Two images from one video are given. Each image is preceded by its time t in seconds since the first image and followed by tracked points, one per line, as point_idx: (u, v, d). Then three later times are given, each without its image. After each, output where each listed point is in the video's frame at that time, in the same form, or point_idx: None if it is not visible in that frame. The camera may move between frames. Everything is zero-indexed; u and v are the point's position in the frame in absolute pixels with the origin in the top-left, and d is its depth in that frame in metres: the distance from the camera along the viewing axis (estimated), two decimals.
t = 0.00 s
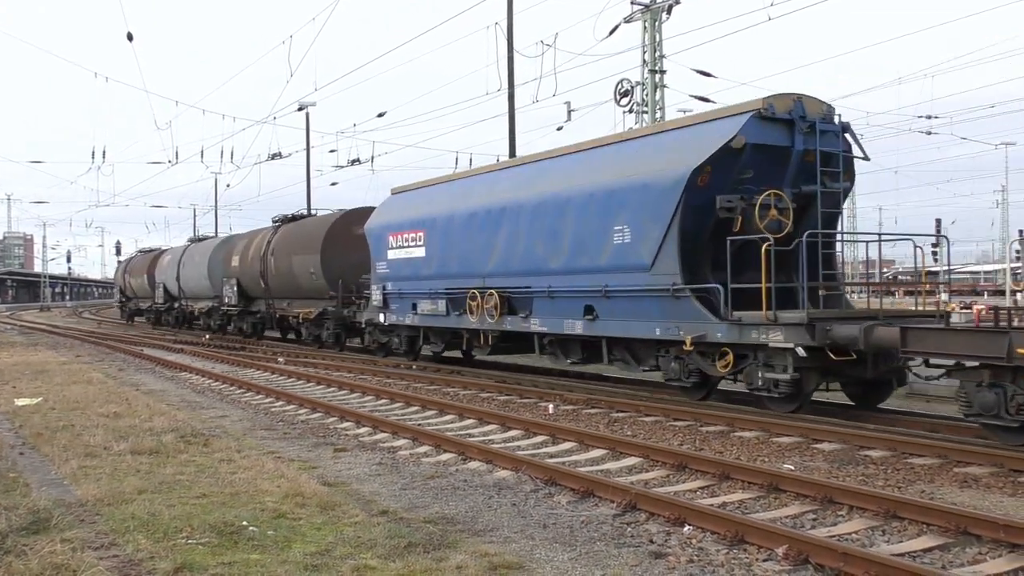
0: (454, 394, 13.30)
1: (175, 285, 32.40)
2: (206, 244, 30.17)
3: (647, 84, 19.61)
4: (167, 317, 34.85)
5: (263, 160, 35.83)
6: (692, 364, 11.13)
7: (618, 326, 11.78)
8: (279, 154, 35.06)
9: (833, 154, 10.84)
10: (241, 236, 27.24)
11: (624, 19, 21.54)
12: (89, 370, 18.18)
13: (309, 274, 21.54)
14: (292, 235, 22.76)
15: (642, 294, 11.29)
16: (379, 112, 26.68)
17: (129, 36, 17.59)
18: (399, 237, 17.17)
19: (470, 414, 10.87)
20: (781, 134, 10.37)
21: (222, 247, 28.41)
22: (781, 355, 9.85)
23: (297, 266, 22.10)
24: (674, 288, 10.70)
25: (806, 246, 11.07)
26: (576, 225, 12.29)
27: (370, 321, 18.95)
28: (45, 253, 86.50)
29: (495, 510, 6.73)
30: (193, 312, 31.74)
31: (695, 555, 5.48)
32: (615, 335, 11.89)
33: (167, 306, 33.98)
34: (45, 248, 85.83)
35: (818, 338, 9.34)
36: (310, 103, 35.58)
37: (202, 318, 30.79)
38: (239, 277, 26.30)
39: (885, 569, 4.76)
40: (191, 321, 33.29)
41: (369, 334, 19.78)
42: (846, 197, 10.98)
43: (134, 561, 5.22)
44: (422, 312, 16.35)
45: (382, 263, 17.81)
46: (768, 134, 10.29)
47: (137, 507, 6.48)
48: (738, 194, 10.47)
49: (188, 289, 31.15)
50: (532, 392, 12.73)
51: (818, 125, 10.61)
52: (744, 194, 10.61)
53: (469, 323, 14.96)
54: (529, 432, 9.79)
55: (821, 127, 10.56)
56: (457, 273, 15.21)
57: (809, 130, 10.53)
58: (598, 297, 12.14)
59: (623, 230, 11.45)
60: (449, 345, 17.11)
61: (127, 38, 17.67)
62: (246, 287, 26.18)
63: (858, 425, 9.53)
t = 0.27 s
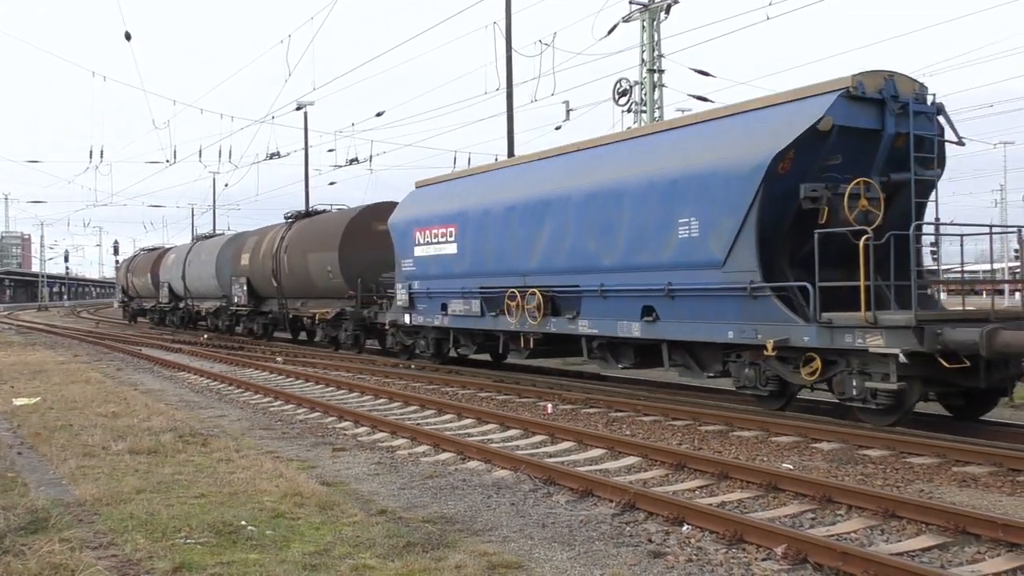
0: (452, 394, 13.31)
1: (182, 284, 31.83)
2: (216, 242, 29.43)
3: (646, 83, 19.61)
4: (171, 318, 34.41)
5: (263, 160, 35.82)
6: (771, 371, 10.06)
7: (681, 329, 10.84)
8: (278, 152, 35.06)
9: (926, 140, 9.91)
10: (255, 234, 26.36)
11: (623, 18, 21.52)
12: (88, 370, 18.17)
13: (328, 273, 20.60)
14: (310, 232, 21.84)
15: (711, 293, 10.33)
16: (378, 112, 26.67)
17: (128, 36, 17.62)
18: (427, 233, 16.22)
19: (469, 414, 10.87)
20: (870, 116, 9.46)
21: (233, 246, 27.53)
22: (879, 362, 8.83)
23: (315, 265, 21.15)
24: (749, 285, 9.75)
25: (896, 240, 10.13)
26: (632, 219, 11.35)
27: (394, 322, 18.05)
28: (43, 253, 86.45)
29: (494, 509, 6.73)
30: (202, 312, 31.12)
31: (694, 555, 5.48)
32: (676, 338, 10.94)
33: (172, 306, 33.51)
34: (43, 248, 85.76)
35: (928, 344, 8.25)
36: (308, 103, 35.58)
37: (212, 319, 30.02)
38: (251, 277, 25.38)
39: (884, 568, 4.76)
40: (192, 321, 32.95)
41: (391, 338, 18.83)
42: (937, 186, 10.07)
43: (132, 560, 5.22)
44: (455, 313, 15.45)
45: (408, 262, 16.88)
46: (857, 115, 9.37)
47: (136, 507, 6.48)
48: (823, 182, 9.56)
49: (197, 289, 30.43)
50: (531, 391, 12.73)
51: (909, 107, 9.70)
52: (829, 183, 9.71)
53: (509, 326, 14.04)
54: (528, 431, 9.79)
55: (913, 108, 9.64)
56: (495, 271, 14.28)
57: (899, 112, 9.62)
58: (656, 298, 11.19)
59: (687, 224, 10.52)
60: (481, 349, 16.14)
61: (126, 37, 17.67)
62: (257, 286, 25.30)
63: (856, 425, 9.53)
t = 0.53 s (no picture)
0: (450, 393, 13.32)
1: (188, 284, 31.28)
2: (224, 240, 28.74)
3: (644, 83, 19.64)
4: (176, 318, 33.96)
5: (262, 159, 35.78)
6: (864, 379, 9.00)
7: (755, 333, 9.78)
8: (276, 151, 35.06)
9: None
10: (266, 230, 25.56)
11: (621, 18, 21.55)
12: (86, 369, 18.15)
13: (348, 271, 19.79)
14: (327, 228, 21.01)
15: (796, 292, 9.24)
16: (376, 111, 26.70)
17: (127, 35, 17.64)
18: (460, 228, 15.21)
19: (467, 413, 10.87)
20: (984, 92, 8.36)
21: (243, 243, 26.76)
22: (1003, 372, 7.74)
23: (333, 262, 20.32)
24: (843, 283, 8.69)
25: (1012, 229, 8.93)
26: (700, 210, 10.32)
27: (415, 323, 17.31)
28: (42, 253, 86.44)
29: (492, 508, 6.73)
30: (209, 312, 30.52)
31: (692, 553, 5.49)
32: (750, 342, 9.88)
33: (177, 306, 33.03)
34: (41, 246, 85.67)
35: None
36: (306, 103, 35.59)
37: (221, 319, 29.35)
38: (264, 276, 24.60)
39: (882, 567, 4.77)
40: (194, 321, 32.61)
41: (416, 340, 17.88)
42: None
43: (130, 560, 5.22)
44: (490, 313, 14.46)
45: (438, 259, 15.90)
46: (969, 92, 8.28)
47: (134, 506, 6.48)
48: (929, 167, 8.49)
49: (205, 289, 29.76)
50: (529, 391, 12.74)
51: None
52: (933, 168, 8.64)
53: (553, 327, 13.02)
54: (526, 430, 9.79)
55: None
56: (539, 268, 13.27)
57: (1015, 88, 8.50)
58: (727, 297, 10.13)
59: (767, 216, 9.48)
60: (516, 352, 15.30)
61: (124, 36, 17.68)
62: (270, 285, 24.60)
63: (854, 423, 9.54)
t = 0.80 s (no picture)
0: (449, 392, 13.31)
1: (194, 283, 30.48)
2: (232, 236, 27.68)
3: (642, 81, 19.62)
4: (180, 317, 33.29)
5: (260, 157, 35.70)
6: (998, 392, 7.77)
7: (860, 337, 8.53)
8: (275, 150, 35.02)
9: None
10: (280, 225, 24.24)
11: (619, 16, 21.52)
12: (84, 368, 18.13)
13: (370, 269, 18.50)
14: (347, 222, 19.73)
15: (910, 291, 8.03)
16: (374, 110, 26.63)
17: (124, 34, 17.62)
18: (499, 222, 13.98)
19: (465, 412, 10.87)
20: None
21: (255, 239, 25.48)
22: None
23: (355, 260, 19.07)
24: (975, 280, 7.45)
25: None
26: (790, 198, 9.12)
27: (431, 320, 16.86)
28: (40, 251, 86.46)
29: (490, 507, 6.73)
30: (217, 312, 29.63)
31: (690, 553, 5.49)
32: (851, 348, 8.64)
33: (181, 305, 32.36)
34: (39, 244, 85.50)
35: None
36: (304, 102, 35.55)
37: (231, 318, 28.34)
38: (279, 275, 23.28)
39: (880, 566, 4.77)
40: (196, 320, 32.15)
41: (446, 342, 16.69)
42: None
43: (128, 559, 5.21)
44: (534, 313, 13.28)
45: (473, 256, 14.65)
46: None
47: (132, 506, 6.47)
48: None
49: (213, 288, 28.77)
50: (527, 390, 12.74)
51: None
52: None
53: (608, 329, 11.79)
54: (524, 429, 9.79)
55: None
56: (592, 265, 12.03)
57: None
58: (824, 296, 8.88)
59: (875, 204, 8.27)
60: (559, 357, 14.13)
61: (122, 36, 17.69)
62: (284, 284, 23.40)
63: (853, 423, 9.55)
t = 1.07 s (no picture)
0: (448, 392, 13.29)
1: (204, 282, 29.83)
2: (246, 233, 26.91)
3: (641, 81, 19.61)
4: (187, 317, 32.70)
5: (258, 157, 35.63)
6: None
7: (980, 345, 7.42)
8: (274, 150, 35.04)
9: None
10: (299, 222, 23.35)
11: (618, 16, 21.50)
12: (83, 368, 18.11)
13: (396, 266, 17.66)
14: (373, 218, 18.87)
15: None
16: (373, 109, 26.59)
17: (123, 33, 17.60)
18: (545, 216, 12.98)
19: (465, 412, 10.86)
20: None
21: (272, 236, 24.64)
22: None
23: (380, 257, 18.21)
24: None
25: None
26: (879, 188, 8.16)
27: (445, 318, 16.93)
28: (38, 250, 86.41)
29: (488, 507, 6.73)
30: (229, 312, 28.91)
31: (689, 552, 5.49)
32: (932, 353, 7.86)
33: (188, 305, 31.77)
34: (38, 243, 85.43)
35: None
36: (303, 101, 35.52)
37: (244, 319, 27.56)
38: (297, 273, 22.44)
39: (879, 566, 4.77)
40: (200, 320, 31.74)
41: (481, 345, 15.89)
42: None
43: (126, 559, 5.21)
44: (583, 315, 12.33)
45: (515, 254, 13.69)
46: None
47: (130, 505, 6.47)
48: None
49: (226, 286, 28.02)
50: (526, 390, 12.73)
51: None
52: None
53: (671, 332, 10.80)
54: (523, 429, 9.78)
55: None
56: (657, 262, 10.93)
57: None
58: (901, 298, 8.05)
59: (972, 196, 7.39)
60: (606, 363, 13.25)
61: (121, 35, 17.69)
62: (301, 283, 22.61)
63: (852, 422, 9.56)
